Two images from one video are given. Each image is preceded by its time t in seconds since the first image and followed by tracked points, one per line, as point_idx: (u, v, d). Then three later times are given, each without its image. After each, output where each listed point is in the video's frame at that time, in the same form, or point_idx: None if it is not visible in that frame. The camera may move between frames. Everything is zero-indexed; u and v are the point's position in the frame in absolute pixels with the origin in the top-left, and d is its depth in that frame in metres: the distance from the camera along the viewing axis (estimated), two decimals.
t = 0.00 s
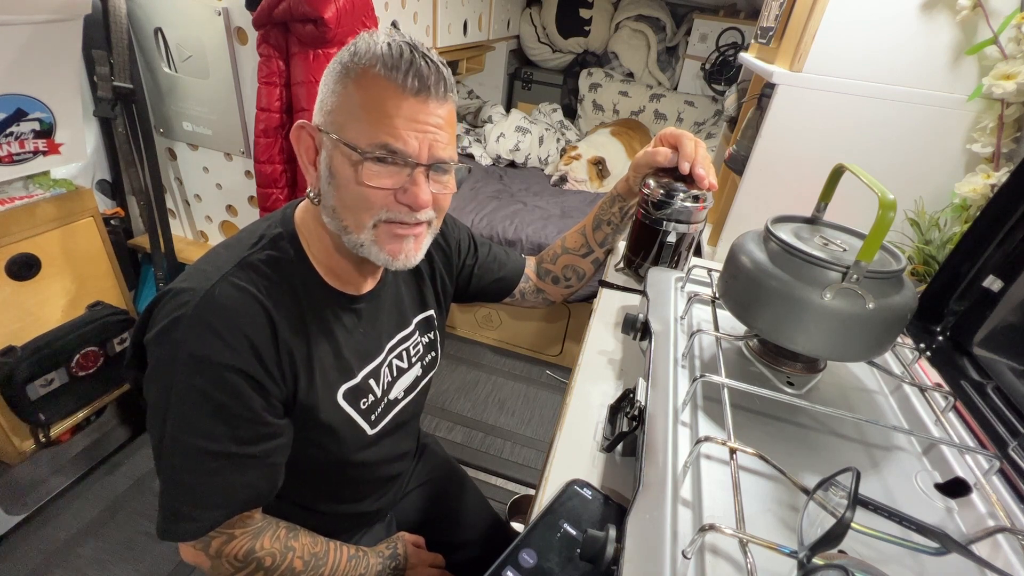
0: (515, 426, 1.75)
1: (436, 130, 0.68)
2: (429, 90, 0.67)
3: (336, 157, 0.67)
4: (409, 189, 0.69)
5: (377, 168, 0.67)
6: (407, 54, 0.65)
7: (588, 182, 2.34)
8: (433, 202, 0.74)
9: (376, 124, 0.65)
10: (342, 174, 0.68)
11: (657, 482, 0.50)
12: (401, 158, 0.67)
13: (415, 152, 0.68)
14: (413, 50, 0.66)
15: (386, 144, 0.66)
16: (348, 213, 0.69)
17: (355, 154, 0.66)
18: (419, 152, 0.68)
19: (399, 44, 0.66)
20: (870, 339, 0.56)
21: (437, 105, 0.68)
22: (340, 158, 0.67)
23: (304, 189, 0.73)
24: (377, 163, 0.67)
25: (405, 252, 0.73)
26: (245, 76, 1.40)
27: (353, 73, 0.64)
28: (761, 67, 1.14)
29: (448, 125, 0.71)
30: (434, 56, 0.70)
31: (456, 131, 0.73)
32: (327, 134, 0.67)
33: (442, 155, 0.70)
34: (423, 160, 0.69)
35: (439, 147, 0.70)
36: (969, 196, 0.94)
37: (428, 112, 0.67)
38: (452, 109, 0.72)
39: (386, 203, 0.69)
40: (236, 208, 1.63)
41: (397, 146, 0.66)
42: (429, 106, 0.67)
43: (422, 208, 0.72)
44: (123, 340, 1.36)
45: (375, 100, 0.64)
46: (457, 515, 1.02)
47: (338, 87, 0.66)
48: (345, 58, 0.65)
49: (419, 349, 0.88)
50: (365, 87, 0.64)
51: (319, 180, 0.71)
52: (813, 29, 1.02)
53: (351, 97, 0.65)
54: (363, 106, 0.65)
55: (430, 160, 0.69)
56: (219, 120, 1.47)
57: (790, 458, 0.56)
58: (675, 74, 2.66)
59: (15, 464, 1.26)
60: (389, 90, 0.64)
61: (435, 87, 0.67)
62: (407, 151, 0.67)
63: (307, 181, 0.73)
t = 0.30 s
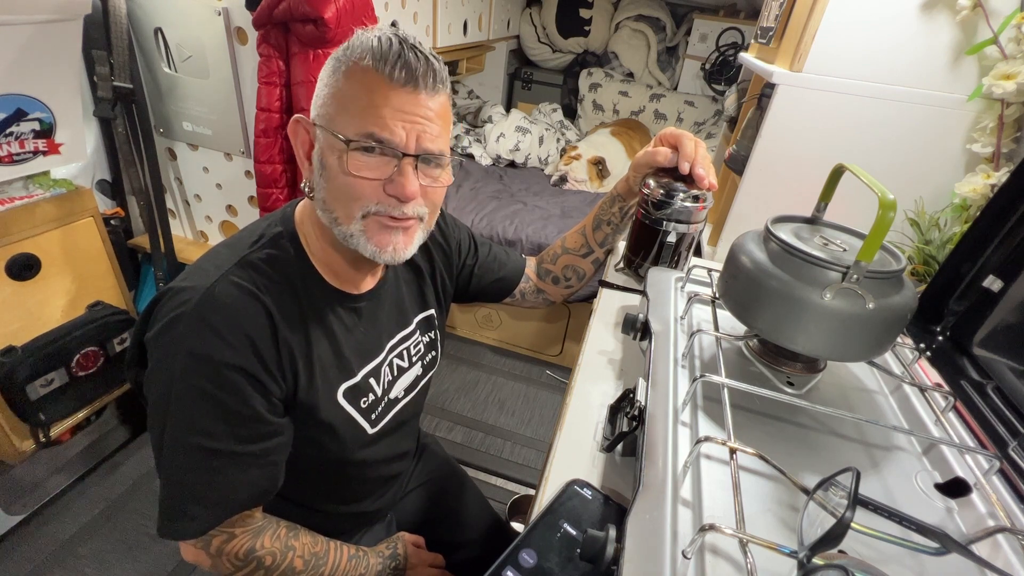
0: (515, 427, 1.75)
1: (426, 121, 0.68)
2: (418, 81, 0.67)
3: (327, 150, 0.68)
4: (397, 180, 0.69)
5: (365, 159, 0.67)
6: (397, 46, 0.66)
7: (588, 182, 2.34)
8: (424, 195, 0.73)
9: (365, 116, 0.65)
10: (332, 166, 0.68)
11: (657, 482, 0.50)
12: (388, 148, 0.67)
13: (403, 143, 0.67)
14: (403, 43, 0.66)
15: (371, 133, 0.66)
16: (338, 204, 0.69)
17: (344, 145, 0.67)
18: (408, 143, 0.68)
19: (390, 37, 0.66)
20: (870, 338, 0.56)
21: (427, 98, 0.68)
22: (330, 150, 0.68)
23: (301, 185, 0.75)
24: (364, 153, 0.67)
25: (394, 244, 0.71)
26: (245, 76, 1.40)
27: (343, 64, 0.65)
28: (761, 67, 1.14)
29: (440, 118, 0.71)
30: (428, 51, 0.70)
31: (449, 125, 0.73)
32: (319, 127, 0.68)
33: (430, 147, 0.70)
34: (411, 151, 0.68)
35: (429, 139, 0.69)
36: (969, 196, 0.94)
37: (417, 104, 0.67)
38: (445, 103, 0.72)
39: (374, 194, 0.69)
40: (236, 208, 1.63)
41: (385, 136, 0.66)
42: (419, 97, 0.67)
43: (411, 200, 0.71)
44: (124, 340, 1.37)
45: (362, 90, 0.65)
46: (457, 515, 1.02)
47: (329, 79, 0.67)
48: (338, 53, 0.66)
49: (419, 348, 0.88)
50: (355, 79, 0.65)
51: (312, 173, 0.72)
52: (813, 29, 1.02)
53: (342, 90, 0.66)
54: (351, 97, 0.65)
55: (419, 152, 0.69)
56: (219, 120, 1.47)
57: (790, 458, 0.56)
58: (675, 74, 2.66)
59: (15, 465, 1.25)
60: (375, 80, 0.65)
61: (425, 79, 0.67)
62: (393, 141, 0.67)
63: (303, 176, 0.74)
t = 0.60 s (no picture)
0: (515, 426, 1.75)
1: (423, 117, 0.68)
2: (416, 77, 0.66)
3: (324, 147, 0.68)
4: (395, 177, 0.69)
5: (363, 156, 0.67)
6: (393, 42, 0.65)
7: (588, 182, 2.34)
8: (421, 191, 0.73)
9: (363, 112, 0.65)
10: (330, 163, 0.68)
11: (657, 482, 0.50)
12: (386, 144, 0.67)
13: (401, 139, 0.67)
14: (399, 38, 0.66)
15: (369, 128, 0.66)
16: (336, 201, 0.69)
17: (341, 142, 0.67)
18: (406, 139, 0.68)
19: (386, 32, 0.66)
20: (870, 338, 0.56)
21: (425, 93, 0.68)
22: (328, 147, 0.68)
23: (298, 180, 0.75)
24: (362, 149, 0.67)
25: (390, 243, 0.71)
26: (245, 76, 1.40)
27: (339, 60, 0.65)
28: (761, 67, 1.14)
29: (438, 113, 0.71)
30: (425, 46, 0.70)
31: (446, 119, 0.73)
32: (317, 124, 0.68)
33: (428, 144, 0.70)
34: (408, 147, 0.68)
35: (427, 134, 0.69)
36: (969, 196, 0.94)
37: (415, 99, 0.67)
38: (442, 97, 0.72)
39: (372, 191, 0.69)
40: (236, 208, 1.63)
41: (383, 133, 0.66)
42: (416, 93, 0.67)
43: (409, 197, 0.71)
44: (124, 340, 1.37)
45: (358, 85, 0.65)
46: (457, 515, 1.02)
47: (325, 75, 0.67)
48: (334, 48, 0.66)
49: (420, 345, 0.88)
50: (352, 75, 0.65)
51: (310, 169, 0.72)
52: (812, 29, 1.02)
53: (339, 86, 0.66)
54: (347, 92, 0.65)
55: (417, 148, 0.69)
56: (219, 120, 1.47)
57: (790, 458, 0.56)
58: (675, 74, 2.66)
59: (15, 464, 1.27)
60: (372, 76, 0.65)
61: (422, 74, 0.67)
62: (390, 137, 0.67)
63: (300, 171, 0.74)
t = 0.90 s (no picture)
0: (515, 426, 1.75)
1: (418, 113, 0.68)
2: (409, 73, 0.66)
3: (319, 146, 0.68)
4: (391, 174, 0.69)
5: (358, 154, 0.67)
6: (385, 39, 0.65)
7: (588, 182, 2.34)
8: (418, 188, 0.73)
9: (357, 110, 0.65)
10: (325, 162, 0.68)
11: (657, 482, 0.50)
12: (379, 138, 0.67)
13: (395, 136, 0.67)
14: (391, 35, 0.66)
15: (363, 126, 0.66)
16: (332, 201, 0.69)
17: (336, 141, 0.67)
18: (400, 135, 0.68)
19: (377, 30, 0.66)
20: (870, 338, 0.56)
21: (419, 90, 0.68)
22: (322, 146, 0.67)
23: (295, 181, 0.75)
24: (356, 147, 0.67)
25: (388, 242, 0.72)
26: (245, 76, 1.40)
27: (332, 59, 0.65)
28: (761, 67, 1.14)
29: (433, 110, 0.71)
30: (418, 43, 0.70)
31: (441, 116, 0.73)
32: (312, 124, 0.68)
33: (423, 140, 0.70)
34: (403, 143, 0.68)
35: (422, 131, 0.69)
36: (969, 196, 0.94)
37: (409, 96, 0.67)
38: (436, 94, 0.72)
39: (368, 189, 0.69)
40: (236, 208, 1.63)
41: (377, 130, 0.66)
42: (409, 90, 0.67)
43: (405, 194, 0.71)
44: (123, 340, 1.37)
45: (351, 83, 0.65)
46: (457, 515, 1.02)
47: (319, 75, 0.67)
48: (328, 49, 0.66)
49: (421, 345, 0.88)
50: (346, 74, 0.65)
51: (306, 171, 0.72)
52: (812, 29, 1.02)
53: (333, 85, 0.65)
54: (340, 91, 0.65)
55: (411, 145, 0.69)
56: (219, 119, 1.47)
57: (790, 458, 0.56)
58: (675, 74, 2.66)
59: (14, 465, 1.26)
60: (365, 74, 0.65)
61: (416, 71, 0.67)
62: (384, 134, 0.67)
63: (297, 172, 0.74)
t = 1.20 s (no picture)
0: (515, 426, 1.75)
1: (421, 119, 0.68)
2: (412, 78, 0.67)
3: (323, 152, 0.68)
4: (394, 179, 0.69)
5: (361, 159, 0.67)
6: (388, 44, 0.65)
7: (588, 182, 2.34)
8: (422, 193, 0.73)
9: (360, 115, 0.65)
10: (329, 168, 0.68)
11: (657, 482, 0.50)
12: (384, 146, 0.67)
13: (398, 141, 0.67)
14: (394, 40, 0.66)
15: (366, 132, 0.66)
16: (335, 207, 0.69)
17: (339, 146, 0.67)
18: (403, 140, 0.68)
19: (380, 35, 0.66)
20: (870, 338, 0.56)
21: (422, 95, 0.68)
22: (326, 152, 0.68)
23: (298, 185, 0.75)
24: (359, 154, 0.67)
25: (393, 246, 0.71)
26: (245, 76, 1.40)
27: (335, 65, 0.65)
28: (761, 67, 1.14)
29: (436, 115, 0.71)
30: (421, 48, 0.70)
31: (445, 121, 0.73)
32: (315, 130, 0.68)
33: (427, 145, 0.70)
34: (407, 149, 0.68)
35: (425, 136, 0.69)
36: (969, 196, 0.94)
37: (412, 101, 0.67)
38: (440, 98, 0.72)
39: (372, 194, 0.69)
40: (236, 208, 1.63)
41: (379, 135, 0.66)
42: (412, 95, 0.67)
43: (409, 199, 0.71)
44: (123, 340, 1.37)
45: (354, 89, 0.65)
46: (457, 515, 1.02)
47: (322, 81, 0.67)
48: (331, 55, 0.66)
49: (423, 347, 0.88)
50: (348, 79, 0.65)
51: (310, 176, 0.72)
52: (812, 29, 1.02)
53: (335, 91, 0.66)
54: (343, 97, 0.65)
55: (415, 149, 0.69)
56: (219, 119, 1.47)
57: (791, 458, 0.56)
58: (675, 74, 2.66)
59: (14, 465, 1.25)
60: (368, 79, 0.65)
61: (419, 76, 0.67)
62: (388, 139, 0.67)
63: (301, 177, 0.74)
